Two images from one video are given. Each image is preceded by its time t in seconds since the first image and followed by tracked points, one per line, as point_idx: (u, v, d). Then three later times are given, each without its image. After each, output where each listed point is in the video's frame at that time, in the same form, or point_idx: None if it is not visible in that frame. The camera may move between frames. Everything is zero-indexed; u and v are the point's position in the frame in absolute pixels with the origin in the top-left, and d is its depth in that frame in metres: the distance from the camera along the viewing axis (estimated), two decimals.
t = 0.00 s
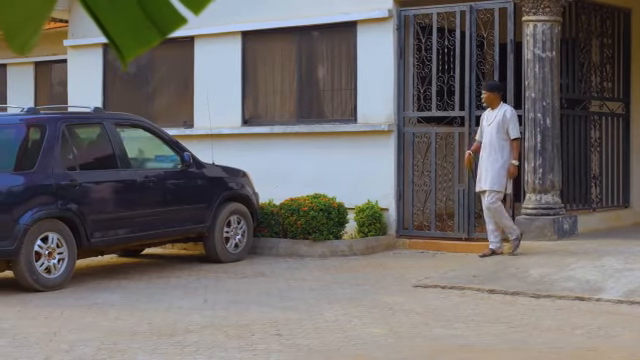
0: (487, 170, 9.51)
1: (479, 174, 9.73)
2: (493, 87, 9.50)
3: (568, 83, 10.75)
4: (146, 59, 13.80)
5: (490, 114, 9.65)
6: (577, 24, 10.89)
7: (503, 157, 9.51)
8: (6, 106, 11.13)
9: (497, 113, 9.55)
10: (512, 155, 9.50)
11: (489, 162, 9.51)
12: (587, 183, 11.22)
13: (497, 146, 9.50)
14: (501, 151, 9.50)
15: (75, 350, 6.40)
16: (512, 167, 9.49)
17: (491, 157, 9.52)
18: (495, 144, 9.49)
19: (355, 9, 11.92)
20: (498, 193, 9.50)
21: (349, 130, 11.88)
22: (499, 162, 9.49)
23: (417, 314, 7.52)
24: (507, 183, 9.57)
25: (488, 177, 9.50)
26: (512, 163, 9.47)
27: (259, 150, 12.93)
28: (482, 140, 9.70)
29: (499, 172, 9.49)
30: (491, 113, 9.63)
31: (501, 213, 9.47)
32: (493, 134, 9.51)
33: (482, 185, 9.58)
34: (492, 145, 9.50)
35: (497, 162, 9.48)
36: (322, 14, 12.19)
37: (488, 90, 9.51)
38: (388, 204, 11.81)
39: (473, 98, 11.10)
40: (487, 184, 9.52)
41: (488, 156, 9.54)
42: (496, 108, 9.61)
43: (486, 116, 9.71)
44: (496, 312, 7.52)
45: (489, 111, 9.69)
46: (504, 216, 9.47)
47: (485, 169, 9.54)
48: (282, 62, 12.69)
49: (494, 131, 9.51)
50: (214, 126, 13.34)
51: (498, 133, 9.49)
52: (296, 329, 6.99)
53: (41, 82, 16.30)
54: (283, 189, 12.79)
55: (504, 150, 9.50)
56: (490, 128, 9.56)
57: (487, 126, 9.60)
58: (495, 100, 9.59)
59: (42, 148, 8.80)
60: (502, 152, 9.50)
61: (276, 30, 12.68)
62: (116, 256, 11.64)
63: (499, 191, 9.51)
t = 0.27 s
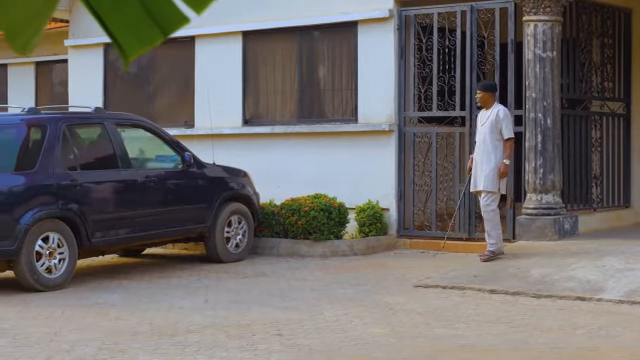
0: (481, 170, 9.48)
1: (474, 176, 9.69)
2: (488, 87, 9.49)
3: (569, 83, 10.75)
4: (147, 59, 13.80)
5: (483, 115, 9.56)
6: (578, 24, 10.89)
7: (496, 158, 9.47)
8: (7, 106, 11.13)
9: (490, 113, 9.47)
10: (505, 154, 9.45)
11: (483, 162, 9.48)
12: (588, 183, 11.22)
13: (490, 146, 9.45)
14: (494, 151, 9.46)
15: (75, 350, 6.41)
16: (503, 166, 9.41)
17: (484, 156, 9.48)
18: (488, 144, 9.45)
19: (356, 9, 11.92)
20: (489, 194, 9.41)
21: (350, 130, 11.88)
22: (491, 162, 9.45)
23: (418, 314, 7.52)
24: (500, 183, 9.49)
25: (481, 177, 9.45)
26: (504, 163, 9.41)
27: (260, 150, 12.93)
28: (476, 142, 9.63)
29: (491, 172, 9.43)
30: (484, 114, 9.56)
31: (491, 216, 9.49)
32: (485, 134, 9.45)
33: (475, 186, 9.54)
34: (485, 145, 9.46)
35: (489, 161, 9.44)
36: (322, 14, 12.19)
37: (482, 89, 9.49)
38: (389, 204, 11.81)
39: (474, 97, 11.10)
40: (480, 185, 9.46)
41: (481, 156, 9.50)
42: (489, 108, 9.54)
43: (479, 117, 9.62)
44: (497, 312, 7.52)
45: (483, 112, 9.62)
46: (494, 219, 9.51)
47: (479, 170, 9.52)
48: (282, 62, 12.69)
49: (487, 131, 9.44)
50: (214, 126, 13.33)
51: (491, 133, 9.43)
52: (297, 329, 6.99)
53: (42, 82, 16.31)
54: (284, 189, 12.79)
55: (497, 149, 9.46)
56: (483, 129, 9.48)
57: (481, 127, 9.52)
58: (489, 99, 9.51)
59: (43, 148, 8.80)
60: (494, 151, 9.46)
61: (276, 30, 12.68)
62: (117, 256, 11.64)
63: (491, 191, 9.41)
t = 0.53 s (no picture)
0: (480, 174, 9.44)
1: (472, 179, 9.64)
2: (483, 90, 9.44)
3: (579, 83, 10.72)
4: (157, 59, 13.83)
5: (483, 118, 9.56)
6: (588, 24, 10.87)
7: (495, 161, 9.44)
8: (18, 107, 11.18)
9: (490, 115, 9.44)
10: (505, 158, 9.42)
11: (482, 165, 9.44)
12: (598, 184, 11.19)
13: (490, 149, 9.42)
14: (493, 155, 9.42)
15: (86, 349, 6.43)
16: (503, 171, 9.40)
17: (483, 160, 9.44)
18: (487, 147, 9.41)
19: (366, 9, 11.92)
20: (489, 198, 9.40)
21: (360, 130, 11.88)
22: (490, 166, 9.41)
23: (428, 314, 7.51)
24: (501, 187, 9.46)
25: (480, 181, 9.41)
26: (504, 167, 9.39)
27: (270, 150, 12.94)
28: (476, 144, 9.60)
29: (491, 176, 9.40)
30: (485, 116, 9.54)
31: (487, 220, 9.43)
32: (485, 138, 9.41)
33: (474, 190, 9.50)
34: (484, 149, 9.42)
35: (488, 165, 9.41)
36: (332, 14, 12.19)
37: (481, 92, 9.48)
38: (399, 204, 11.81)
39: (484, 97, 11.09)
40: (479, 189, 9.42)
41: (480, 160, 9.46)
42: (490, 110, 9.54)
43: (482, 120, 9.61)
44: (507, 312, 7.51)
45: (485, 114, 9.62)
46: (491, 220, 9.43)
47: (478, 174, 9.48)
48: (292, 63, 12.69)
49: (487, 134, 9.41)
50: (224, 126, 13.35)
51: (490, 136, 9.40)
52: (307, 329, 6.99)
53: (53, 82, 16.37)
54: (294, 188, 12.80)
55: (497, 153, 9.43)
56: (483, 132, 9.46)
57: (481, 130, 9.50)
58: (491, 102, 9.50)
59: (53, 148, 8.83)
60: (494, 155, 9.42)
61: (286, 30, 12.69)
62: (127, 255, 11.67)
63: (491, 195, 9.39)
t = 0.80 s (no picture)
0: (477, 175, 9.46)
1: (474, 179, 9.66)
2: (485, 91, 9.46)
3: (589, 82, 10.69)
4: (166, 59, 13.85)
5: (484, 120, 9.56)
6: (598, 23, 10.84)
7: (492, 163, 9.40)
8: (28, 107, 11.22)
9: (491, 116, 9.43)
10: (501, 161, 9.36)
11: (479, 166, 9.46)
12: (608, 184, 11.18)
13: (487, 150, 9.40)
14: (490, 156, 9.39)
15: (96, 348, 6.45)
16: (497, 174, 9.35)
17: (480, 160, 9.45)
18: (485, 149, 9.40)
19: (376, 9, 11.93)
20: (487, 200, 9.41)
21: (370, 130, 11.88)
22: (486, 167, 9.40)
23: (438, 314, 7.51)
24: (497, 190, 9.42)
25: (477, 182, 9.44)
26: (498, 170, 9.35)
27: (280, 150, 12.95)
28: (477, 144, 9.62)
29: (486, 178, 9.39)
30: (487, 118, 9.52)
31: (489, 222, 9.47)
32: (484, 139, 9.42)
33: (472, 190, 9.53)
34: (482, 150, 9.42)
35: (484, 166, 9.40)
36: (341, 15, 12.20)
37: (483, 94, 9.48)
38: (409, 204, 11.82)
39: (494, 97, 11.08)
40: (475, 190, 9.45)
41: (478, 160, 9.47)
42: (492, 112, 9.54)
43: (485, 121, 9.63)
44: (517, 313, 7.50)
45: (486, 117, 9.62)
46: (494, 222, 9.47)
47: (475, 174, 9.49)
48: (302, 62, 12.70)
49: (485, 135, 9.41)
50: (234, 126, 13.36)
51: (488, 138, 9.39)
52: (317, 329, 7.00)
53: (63, 82, 16.42)
54: (304, 188, 12.81)
55: (494, 154, 9.39)
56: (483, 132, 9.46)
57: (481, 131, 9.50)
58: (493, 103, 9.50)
59: (63, 147, 8.86)
60: (490, 156, 9.39)
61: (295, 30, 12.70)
62: (137, 255, 11.70)
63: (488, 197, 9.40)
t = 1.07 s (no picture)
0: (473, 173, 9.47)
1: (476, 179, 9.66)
2: (482, 93, 9.43)
3: (593, 82, 10.67)
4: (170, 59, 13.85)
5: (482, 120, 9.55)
6: (602, 23, 10.83)
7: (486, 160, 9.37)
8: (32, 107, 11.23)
9: (491, 116, 9.44)
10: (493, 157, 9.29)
11: (475, 164, 9.47)
12: (612, 184, 11.16)
13: (483, 148, 9.41)
14: (486, 154, 9.37)
15: (100, 348, 6.46)
16: (485, 169, 9.27)
17: (476, 158, 9.45)
18: (481, 147, 9.41)
19: (380, 9, 11.93)
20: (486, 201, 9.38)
21: (373, 130, 11.87)
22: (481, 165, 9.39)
23: (442, 314, 7.50)
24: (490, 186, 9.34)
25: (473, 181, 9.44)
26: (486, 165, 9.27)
27: (284, 149, 12.94)
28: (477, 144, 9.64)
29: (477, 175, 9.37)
30: (485, 119, 9.53)
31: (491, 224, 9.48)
32: (482, 138, 9.43)
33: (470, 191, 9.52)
34: (479, 149, 9.44)
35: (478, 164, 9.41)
36: (345, 14, 12.19)
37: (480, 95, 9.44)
38: (413, 204, 11.81)
39: (498, 97, 11.06)
40: (472, 191, 9.45)
41: (475, 158, 9.47)
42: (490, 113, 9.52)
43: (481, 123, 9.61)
44: (521, 313, 7.49)
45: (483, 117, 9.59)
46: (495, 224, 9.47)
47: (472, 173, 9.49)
48: (306, 62, 12.69)
49: (483, 135, 9.43)
50: (238, 126, 13.36)
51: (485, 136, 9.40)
52: (320, 329, 7.00)
53: (67, 81, 16.44)
54: (307, 188, 12.81)
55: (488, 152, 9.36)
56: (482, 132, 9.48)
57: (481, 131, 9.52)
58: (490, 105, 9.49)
59: (67, 147, 8.87)
60: (485, 154, 9.37)
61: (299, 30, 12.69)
62: (141, 255, 11.71)
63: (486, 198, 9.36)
